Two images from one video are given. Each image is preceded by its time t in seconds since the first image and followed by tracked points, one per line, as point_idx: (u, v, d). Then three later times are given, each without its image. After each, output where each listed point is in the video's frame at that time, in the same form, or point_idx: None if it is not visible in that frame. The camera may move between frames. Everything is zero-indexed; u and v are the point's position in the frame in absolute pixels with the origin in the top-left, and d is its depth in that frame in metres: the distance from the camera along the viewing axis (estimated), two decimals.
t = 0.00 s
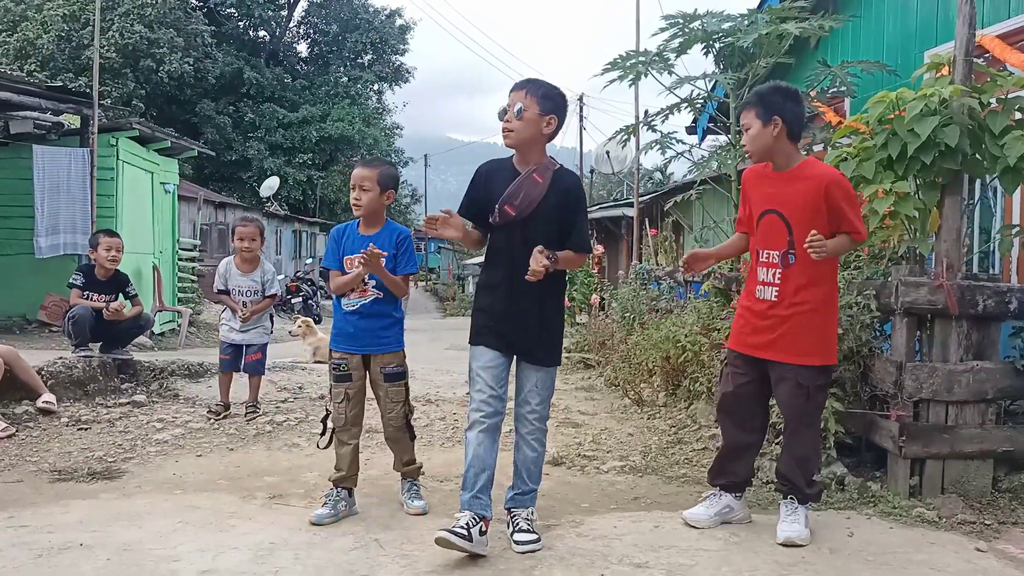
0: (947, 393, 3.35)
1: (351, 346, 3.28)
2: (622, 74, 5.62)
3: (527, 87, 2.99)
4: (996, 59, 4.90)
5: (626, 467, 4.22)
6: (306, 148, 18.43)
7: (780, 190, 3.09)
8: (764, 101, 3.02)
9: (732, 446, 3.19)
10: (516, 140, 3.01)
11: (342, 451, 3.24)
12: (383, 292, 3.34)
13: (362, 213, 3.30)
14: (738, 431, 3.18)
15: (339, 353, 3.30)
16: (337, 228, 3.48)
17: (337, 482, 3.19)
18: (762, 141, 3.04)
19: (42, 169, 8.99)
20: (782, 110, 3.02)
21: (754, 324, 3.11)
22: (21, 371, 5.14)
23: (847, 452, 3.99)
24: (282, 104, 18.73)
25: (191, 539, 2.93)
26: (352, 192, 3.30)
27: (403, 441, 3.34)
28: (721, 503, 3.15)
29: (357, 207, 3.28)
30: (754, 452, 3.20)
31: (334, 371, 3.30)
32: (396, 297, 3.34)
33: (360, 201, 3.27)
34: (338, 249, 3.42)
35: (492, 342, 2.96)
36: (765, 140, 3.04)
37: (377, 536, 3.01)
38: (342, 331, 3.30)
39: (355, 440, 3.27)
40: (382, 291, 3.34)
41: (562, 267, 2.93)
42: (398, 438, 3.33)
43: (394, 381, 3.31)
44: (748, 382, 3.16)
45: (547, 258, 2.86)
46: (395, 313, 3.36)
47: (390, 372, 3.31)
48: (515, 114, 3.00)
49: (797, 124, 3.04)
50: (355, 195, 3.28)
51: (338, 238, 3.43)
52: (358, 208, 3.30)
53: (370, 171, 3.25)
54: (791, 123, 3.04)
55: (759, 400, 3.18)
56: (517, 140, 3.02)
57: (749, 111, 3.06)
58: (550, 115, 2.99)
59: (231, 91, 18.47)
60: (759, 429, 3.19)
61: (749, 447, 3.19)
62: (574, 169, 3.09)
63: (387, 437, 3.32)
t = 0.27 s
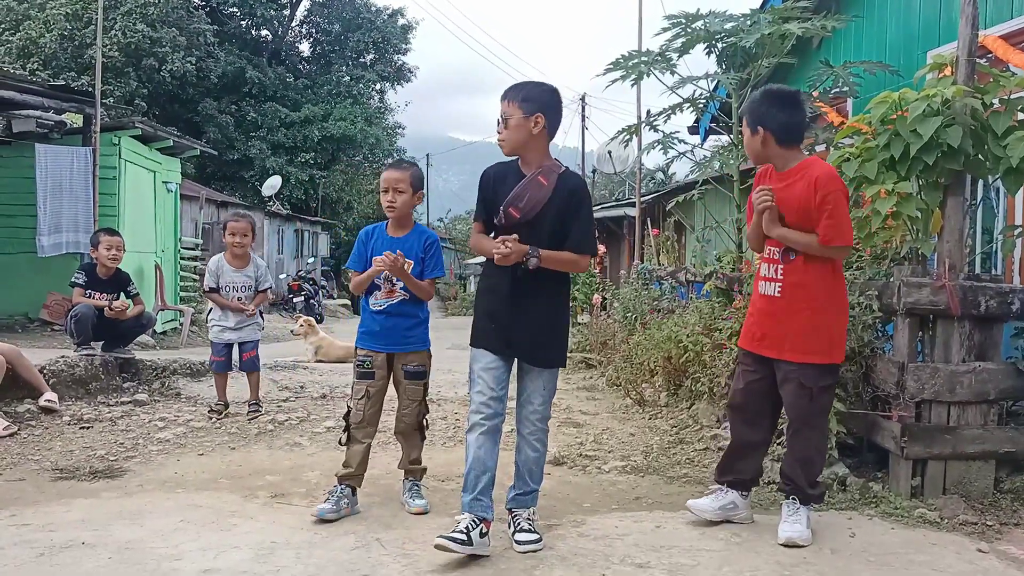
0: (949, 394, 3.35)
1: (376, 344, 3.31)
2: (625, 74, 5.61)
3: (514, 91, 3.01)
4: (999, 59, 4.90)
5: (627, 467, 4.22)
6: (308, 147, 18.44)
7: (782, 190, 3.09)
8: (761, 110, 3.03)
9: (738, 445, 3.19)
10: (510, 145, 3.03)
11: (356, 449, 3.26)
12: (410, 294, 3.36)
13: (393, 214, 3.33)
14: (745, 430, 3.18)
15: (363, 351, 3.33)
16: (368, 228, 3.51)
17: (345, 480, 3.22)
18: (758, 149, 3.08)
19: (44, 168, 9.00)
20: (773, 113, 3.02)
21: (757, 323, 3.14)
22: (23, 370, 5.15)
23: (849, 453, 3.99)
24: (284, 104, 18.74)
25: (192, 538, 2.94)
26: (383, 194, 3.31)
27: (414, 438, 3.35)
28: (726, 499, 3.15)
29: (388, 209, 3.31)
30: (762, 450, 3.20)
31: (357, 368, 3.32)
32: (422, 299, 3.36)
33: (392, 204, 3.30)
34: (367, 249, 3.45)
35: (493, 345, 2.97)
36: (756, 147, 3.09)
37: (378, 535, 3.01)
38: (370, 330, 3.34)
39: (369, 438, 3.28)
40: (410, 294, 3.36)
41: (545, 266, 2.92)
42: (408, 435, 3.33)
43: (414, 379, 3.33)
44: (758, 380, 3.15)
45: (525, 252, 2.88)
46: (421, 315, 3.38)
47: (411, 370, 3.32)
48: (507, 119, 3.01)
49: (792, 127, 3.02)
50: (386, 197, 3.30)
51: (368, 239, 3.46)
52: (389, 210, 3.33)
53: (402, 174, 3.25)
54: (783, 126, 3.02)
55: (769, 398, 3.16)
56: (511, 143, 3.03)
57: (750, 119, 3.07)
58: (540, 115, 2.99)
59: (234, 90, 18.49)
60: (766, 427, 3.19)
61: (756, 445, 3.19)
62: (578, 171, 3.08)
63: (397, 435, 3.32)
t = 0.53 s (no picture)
0: (951, 394, 3.34)
1: (388, 340, 3.33)
2: (626, 74, 5.62)
3: (524, 88, 2.99)
4: (1001, 60, 4.90)
5: (629, 467, 4.22)
6: (309, 147, 18.45)
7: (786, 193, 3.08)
8: (765, 109, 3.03)
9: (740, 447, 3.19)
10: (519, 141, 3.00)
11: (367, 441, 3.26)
12: (424, 293, 3.35)
13: (409, 213, 3.33)
14: (747, 433, 3.17)
15: (376, 346, 3.35)
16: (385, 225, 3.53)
17: (354, 472, 3.23)
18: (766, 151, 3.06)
19: (47, 167, 9.01)
20: (778, 114, 3.01)
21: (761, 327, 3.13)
22: (25, 369, 5.15)
23: (850, 453, 3.99)
24: (285, 103, 18.74)
25: (194, 537, 2.94)
26: (397, 194, 3.32)
27: (418, 436, 3.34)
28: (725, 503, 3.15)
29: (404, 208, 3.31)
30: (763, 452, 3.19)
31: (369, 362, 3.35)
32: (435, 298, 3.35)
33: (407, 203, 3.30)
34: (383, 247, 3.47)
35: (488, 344, 3.01)
36: (761, 148, 3.07)
37: (379, 535, 3.01)
38: (383, 326, 3.35)
39: (378, 432, 3.28)
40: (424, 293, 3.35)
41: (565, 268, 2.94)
42: (413, 433, 3.32)
43: (422, 377, 3.33)
44: (759, 383, 3.15)
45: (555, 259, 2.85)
46: (434, 314, 3.37)
47: (419, 369, 3.32)
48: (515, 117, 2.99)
49: (797, 128, 3.00)
50: (401, 197, 3.31)
51: (384, 237, 3.47)
52: (405, 209, 3.33)
53: (415, 172, 3.27)
54: (788, 127, 3.00)
55: (771, 401, 3.16)
56: (525, 141, 3.00)
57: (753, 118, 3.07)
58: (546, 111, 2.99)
59: (235, 90, 18.50)
60: (767, 430, 3.19)
61: (757, 448, 3.18)
62: (571, 168, 3.08)
63: (403, 431, 3.32)
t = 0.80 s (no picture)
0: (951, 395, 3.34)
1: (391, 341, 3.32)
2: (627, 75, 5.62)
3: (538, 109, 2.96)
4: (1001, 61, 4.90)
5: (629, 467, 4.23)
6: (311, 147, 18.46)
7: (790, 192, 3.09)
8: (774, 111, 3.02)
9: (741, 447, 3.19)
10: (524, 160, 3.00)
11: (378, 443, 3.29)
12: (426, 293, 3.37)
13: (412, 214, 3.34)
14: (748, 432, 3.18)
15: (380, 347, 3.33)
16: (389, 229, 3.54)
17: (366, 474, 3.26)
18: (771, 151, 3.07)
19: (48, 167, 9.01)
20: (785, 113, 3.01)
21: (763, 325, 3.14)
22: (26, 369, 5.16)
23: (851, 454, 3.99)
24: (287, 103, 18.75)
25: (195, 537, 2.94)
26: (402, 196, 3.33)
27: (419, 436, 3.34)
28: (725, 503, 3.15)
29: (408, 209, 3.32)
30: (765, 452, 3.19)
31: (374, 363, 3.33)
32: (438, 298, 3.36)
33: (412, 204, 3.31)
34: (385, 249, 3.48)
35: (482, 348, 3.03)
36: (768, 146, 3.07)
37: (380, 535, 3.01)
38: (385, 327, 3.35)
39: (388, 433, 3.31)
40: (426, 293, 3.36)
41: (541, 263, 2.96)
42: (413, 433, 3.33)
43: (424, 378, 3.32)
44: (761, 383, 3.15)
45: (520, 253, 2.91)
46: (436, 314, 3.38)
47: (423, 369, 3.32)
48: (528, 138, 2.95)
49: (804, 127, 3.01)
50: (406, 198, 3.32)
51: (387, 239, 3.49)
52: (408, 210, 3.34)
53: (421, 173, 3.28)
54: (794, 126, 3.01)
55: (772, 402, 3.16)
56: (530, 161, 3.01)
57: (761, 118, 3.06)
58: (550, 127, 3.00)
59: (237, 90, 18.51)
60: (769, 430, 3.18)
61: (758, 448, 3.18)
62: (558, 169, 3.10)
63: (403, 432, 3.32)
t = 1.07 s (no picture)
0: (952, 396, 3.34)
1: (388, 341, 3.32)
2: (628, 75, 5.62)
3: (521, 98, 2.98)
4: (1003, 61, 4.90)
5: (629, 467, 4.22)
6: (311, 147, 18.46)
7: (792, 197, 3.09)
8: (771, 115, 3.03)
9: (742, 449, 3.18)
10: (511, 150, 3.00)
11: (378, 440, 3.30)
12: (424, 291, 3.35)
13: (408, 212, 3.32)
14: (749, 435, 3.17)
15: (377, 346, 3.34)
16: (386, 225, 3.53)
17: (370, 473, 3.27)
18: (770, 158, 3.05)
19: (49, 166, 9.02)
20: (783, 119, 3.00)
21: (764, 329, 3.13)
22: (26, 368, 5.16)
23: (852, 454, 3.98)
24: (287, 103, 18.76)
25: (195, 536, 2.94)
26: (398, 194, 3.32)
27: (418, 436, 3.34)
28: (726, 504, 3.15)
29: (404, 207, 3.30)
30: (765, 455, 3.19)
31: (372, 363, 3.34)
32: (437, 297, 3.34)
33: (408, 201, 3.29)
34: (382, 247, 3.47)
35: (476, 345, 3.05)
36: (766, 152, 3.05)
37: (380, 534, 3.01)
38: (383, 327, 3.35)
39: (388, 431, 3.31)
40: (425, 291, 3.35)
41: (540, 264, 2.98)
42: (412, 433, 3.33)
43: (421, 378, 3.31)
44: (763, 384, 3.14)
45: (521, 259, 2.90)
46: (435, 312, 3.36)
47: (419, 370, 3.30)
48: (511, 129, 2.96)
49: (802, 132, 3.00)
50: (401, 196, 3.30)
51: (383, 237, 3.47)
52: (405, 208, 3.32)
53: (418, 172, 3.27)
54: (793, 131, 3.00)
55: (774, 404, 3.16)
56: (515, 152, 3.01)
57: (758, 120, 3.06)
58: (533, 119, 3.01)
59: (237, 89, 18.51)
60: (769, 431, 3.18)
61: (759, 450, 3.18)
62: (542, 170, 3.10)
63: (401, 431, 3.32)
